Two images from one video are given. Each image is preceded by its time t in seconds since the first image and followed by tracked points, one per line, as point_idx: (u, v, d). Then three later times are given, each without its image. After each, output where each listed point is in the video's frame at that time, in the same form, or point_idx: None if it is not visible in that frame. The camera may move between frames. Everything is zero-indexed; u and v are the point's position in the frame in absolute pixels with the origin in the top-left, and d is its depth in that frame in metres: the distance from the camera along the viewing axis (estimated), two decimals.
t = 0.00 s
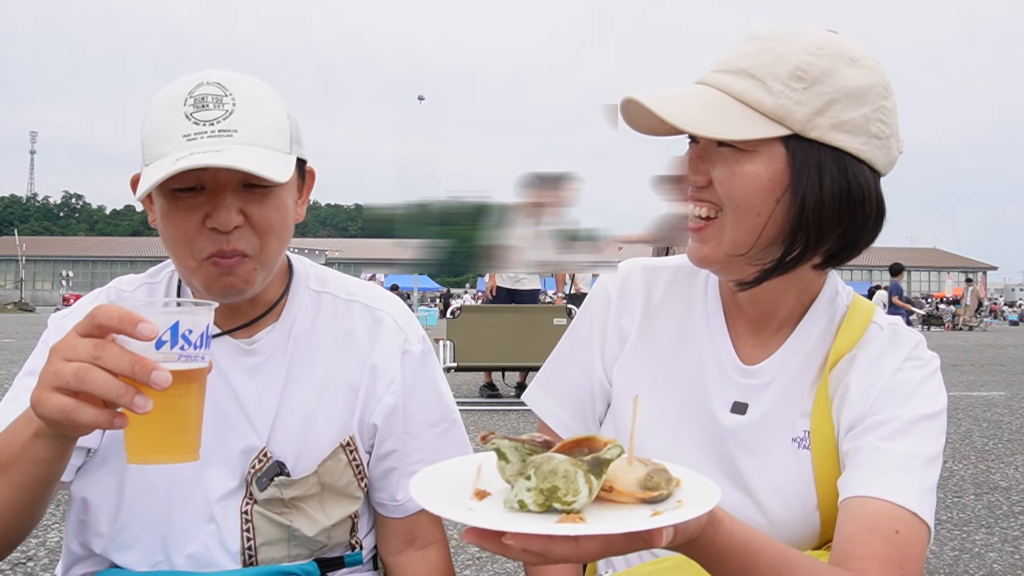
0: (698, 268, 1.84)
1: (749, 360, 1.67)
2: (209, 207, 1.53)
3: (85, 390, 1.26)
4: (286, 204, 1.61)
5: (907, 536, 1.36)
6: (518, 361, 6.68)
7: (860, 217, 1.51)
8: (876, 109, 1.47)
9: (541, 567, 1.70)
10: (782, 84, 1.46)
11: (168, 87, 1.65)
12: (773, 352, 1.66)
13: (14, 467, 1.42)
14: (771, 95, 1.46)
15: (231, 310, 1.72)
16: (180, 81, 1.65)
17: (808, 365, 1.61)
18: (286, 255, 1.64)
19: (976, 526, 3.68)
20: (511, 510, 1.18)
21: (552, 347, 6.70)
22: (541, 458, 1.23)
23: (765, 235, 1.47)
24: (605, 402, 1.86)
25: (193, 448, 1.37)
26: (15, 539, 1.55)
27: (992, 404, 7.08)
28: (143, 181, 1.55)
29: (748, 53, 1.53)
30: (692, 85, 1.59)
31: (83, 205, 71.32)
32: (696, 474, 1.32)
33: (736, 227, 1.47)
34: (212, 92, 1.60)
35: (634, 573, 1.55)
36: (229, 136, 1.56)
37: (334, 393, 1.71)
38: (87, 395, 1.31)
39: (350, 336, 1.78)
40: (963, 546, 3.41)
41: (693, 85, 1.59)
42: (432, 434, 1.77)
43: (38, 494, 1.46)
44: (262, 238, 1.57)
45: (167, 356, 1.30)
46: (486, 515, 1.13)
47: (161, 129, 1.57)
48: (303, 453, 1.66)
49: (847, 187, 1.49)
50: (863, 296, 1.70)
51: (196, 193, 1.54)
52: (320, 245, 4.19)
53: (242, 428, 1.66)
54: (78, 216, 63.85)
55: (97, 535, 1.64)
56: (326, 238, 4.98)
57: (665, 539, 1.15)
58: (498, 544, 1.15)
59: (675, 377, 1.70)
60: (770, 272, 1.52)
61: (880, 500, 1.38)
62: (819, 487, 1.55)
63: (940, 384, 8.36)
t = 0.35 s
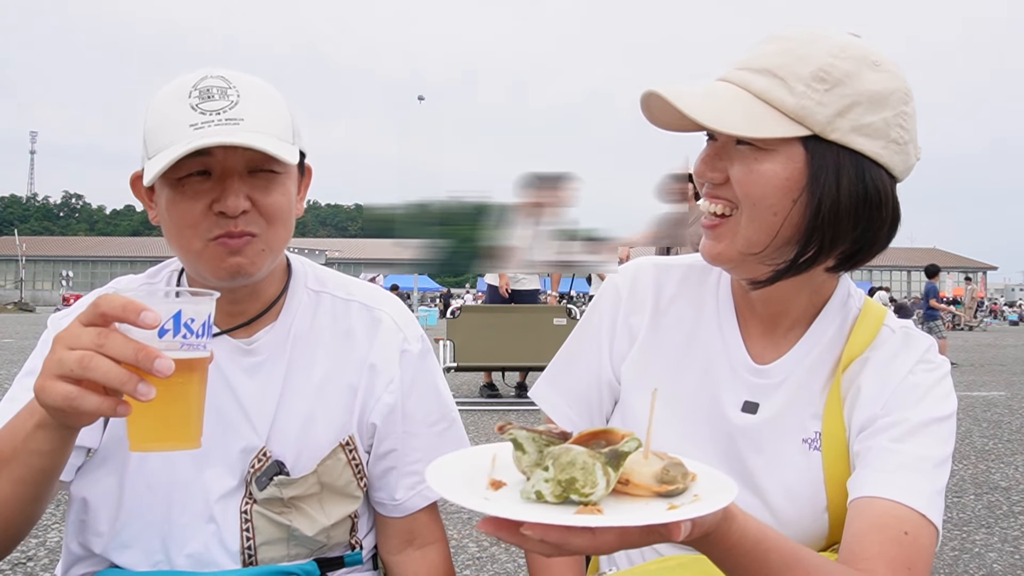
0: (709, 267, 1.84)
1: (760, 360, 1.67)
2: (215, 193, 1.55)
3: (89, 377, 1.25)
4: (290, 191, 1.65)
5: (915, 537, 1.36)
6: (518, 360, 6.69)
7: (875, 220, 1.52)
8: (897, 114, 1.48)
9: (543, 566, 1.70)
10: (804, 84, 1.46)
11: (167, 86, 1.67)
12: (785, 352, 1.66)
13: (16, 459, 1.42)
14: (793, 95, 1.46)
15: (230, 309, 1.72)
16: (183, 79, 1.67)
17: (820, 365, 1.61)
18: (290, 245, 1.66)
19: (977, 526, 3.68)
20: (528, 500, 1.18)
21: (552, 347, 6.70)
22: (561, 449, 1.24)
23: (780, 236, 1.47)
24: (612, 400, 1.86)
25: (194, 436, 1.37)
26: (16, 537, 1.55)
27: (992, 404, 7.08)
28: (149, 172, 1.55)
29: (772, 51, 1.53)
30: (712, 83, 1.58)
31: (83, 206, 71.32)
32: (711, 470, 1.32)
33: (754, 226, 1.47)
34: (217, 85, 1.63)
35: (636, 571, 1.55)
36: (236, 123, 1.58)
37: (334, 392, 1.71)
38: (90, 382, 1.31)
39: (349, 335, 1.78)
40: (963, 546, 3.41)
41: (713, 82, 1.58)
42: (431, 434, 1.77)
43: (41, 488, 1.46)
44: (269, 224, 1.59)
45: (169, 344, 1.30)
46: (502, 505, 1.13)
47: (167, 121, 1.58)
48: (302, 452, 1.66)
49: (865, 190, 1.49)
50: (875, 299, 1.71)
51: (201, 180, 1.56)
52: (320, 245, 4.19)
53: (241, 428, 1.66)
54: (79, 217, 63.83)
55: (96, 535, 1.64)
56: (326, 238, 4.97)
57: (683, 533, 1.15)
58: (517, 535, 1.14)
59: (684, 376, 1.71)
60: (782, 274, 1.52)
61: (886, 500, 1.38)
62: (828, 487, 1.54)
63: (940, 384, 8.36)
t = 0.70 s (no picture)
0: (702, 268, 1.85)
1: (753, 360, 1.67)
2: (220, 186, 1.56)
3: (92, 365, 1.25)
4: (292, 185, 1.66)
5: (911, 537, 1.35)
6: (518, 360, 6.69)
7: (862, 216, 1.51)
8: (882, 111, 1.48)
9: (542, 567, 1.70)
10: (789, 80, 1.46)
11: (168, 85, 1.68)
12: (776, 351, 1.67)
13: (17, 452, 1.42)
14: (778, 91, 1.47)
15: (231, 308, 1.73)
16: (183, 78, 1.68)
17: (812, 365, 1.62)
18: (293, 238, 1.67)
19: (976, 526, 3.68)
20: (529, 508, 1.18)
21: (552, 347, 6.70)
22: (561, 455, 1.23)
23: (767, 229, 1.47)
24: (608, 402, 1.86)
25: (195, 424, 1.37)
26: (16, 534, 1.55)
27: (992, 404, 7.08)
28: (153, 167, 1.55)
29: (760, 49, 1.54)
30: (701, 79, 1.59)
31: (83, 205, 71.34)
32: (712, 476, 1.32)
33: (740, 221, 1.47)
34: (218, 81, 1.64)
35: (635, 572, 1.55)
36: (239, 116, 1.58)
37: (334, 392, 1.71)
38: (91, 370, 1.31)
39: (349, 336, 1.78)
40: (963, 546, 3.41)
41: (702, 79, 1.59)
42: (431, 433, 1.77)
43: (42, 481, 1.46)
44: (273, 217, 1.60)
45: (170, 333, 1.30)
46: (502, 512, 1.13)
47: (169, 117, 1.59)
48: (302, 452, 1.66)
49: (850, 185, 1.48)
50: (867, 297, 1.71)
51: (204, 175, 1.58)
52: (321, 245, 4.19)
53: (241, 428, 1.66)
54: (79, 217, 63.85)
55: (96, 534, 1.64)
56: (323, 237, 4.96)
57: (687, 539, 1.14)
58: (516, 542, 1.14)
59: (681, 375, 1.71)
60: (768, 269, 1.52)
61: (883, 499, 1.38)
62: (824, 487, 1.54)
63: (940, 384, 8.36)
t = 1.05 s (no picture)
0: (694, 267, 1.87)
1: (746, 356, 1.67)
2: (220, 184, 1.57)
3: (90, 365, 1.26)
4: (292, 183, 1.66)
5: (909, 536, 1.35)
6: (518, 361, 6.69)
7: (852, 214, 1.52)
8: (872, 109, 1.48)
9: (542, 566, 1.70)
10: (779, 77, 1.46)
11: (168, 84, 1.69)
12: (769, 348, 1.67)
13: (17, 451, 1.42)
14: (768, 88, 1.47)
15: (231, 308, 1.73)
16: (183, 77, 1.69)
17: (806, 363, 1.62)
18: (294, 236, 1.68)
19: (976, 526, 3.68)
20: (531, 510, 1.19)
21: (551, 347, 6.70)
22: (563, 458, 1.23)
23: (756, 225, 1.47)
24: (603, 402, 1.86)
25: (194, 423, 1.37)
26: (16, 534, 1.55)
27: (992, 404, 7.08)
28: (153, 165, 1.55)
29: (752, 47, 1.53)
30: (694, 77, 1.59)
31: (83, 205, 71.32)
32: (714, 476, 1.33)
33: (728, 216, 1.46)
34: (217, 80, 1.64)
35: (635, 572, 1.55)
36: (238, 113, 1.58)
37: (333, 392, 1.71)
38: (90, 370, 1.31)
39: (349, 336, 1.78)
40: (963, 546, 3.41)
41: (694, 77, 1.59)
42: (432, 433, 1.77)
43: (42, 481, 1.46)
44: (274, 214, 1.60)
45: (169, 333, 1.30)
46: (503, 514, 1.14)
47: (169, 115, 1.59)
48: (302, 452, 1.66)
49: (839, 182, 1.49)
50: (859, 295, 1.71)
51: (205, 172, 1.58)
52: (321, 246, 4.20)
53: (241, 428, 1.66)
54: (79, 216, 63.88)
55: (96, 535, 1.64)
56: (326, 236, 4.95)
57: (692, 541, 1.14)
58: (519, 543, 1.14)
59: (678, 374, 1.71)
60: (758, 266, 1.52)
61: (880, 498, 1.38)
62: (820, 486, 1.55)
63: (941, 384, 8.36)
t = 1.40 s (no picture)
0: (696, 268, 1.86)
1: (748, 358, 1.67)
2: (221, 182, 1.57)
3: (91, 368, 1.26)
4: (293, 181, 1.67)
5: (910, 536, 1.35)
6: (518, 360, 6.69)
7: (855, 213, 1.52)
8: (874, 108, 1.47)
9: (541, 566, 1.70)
10: (781, 78, 1.46)
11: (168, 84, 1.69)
12: (770, 348, 1.67)
13: (17, 453, 1.42)
14: (769, 88, 1.47)
15: (231, 307, 1.73)
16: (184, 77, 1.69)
17: (807, 364, 1.62)
18: (295, 233, 1.68)
19: (976, 526, 3.68)
20: (533, 507, 1.19)
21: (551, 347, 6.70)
22: (566, 455, 1.23)
23: (759, 226, 1.47)
24: (604, 402, 1.86)
25: (195, 425, 1.37)
26: (17, 535, 1.55)
27: (992, 404, 7.08)
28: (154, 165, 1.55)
29: (752, 47, 1.54)
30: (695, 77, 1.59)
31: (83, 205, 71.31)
32: (716, 476, 1.33)
33: (730, 217, 1.47)
34: (218, 79, 1.64)
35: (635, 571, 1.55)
36: (239, 111, 1.58)
37: (334, 393, 1.71)
38: (91, 372, 1.31)
39: (349, 337, 1.78)
40: (963, 546, 3.41)
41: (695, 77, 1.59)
42: (432, 434, 1.77)
43: (42, 482, 1.46)
44: (274, 212, 1.60)
45: (169, 336, 1.30)
46: (505, 513, 1.14)
47: (169, 115, 1.59)
48: (302, 453, 1.66)
49: (841, 182, 1.49)
50: (860, 296, 1.71)
51: (206, 172, 1.58)
52: (321, 245, 4.20)
53: (241, 428, 1.66)
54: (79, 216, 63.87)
55: (96, 535, 1.64)
56: (325, 236, 4.95)
57: (693, 539, 1.14)
58: (519, 542, 1.14)
59: (678, 376, 1.71)
60: (760, 266, 1.52)
61: (882, 499, 1.38)
62: (821, 486, 1.55)
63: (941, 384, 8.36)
